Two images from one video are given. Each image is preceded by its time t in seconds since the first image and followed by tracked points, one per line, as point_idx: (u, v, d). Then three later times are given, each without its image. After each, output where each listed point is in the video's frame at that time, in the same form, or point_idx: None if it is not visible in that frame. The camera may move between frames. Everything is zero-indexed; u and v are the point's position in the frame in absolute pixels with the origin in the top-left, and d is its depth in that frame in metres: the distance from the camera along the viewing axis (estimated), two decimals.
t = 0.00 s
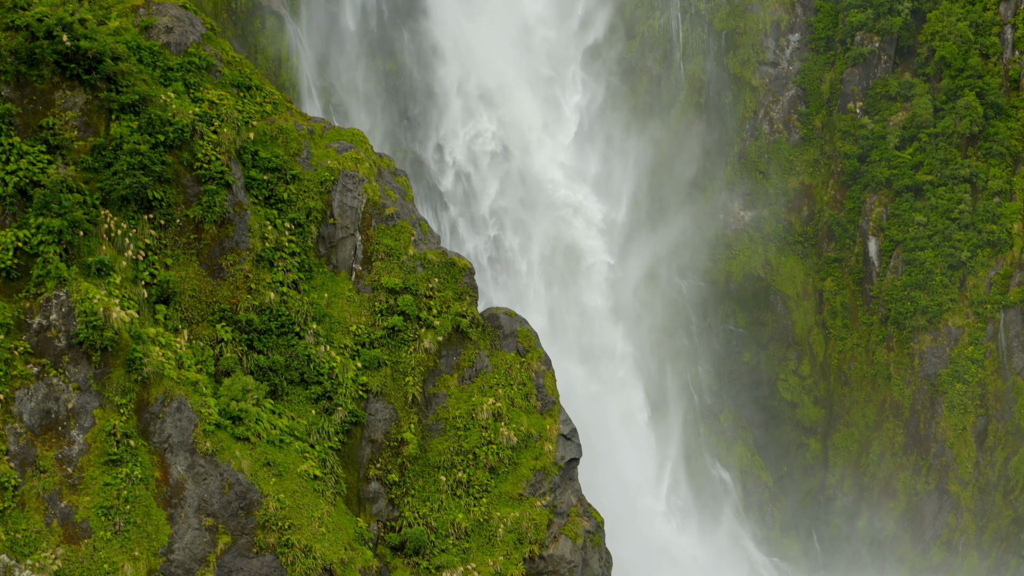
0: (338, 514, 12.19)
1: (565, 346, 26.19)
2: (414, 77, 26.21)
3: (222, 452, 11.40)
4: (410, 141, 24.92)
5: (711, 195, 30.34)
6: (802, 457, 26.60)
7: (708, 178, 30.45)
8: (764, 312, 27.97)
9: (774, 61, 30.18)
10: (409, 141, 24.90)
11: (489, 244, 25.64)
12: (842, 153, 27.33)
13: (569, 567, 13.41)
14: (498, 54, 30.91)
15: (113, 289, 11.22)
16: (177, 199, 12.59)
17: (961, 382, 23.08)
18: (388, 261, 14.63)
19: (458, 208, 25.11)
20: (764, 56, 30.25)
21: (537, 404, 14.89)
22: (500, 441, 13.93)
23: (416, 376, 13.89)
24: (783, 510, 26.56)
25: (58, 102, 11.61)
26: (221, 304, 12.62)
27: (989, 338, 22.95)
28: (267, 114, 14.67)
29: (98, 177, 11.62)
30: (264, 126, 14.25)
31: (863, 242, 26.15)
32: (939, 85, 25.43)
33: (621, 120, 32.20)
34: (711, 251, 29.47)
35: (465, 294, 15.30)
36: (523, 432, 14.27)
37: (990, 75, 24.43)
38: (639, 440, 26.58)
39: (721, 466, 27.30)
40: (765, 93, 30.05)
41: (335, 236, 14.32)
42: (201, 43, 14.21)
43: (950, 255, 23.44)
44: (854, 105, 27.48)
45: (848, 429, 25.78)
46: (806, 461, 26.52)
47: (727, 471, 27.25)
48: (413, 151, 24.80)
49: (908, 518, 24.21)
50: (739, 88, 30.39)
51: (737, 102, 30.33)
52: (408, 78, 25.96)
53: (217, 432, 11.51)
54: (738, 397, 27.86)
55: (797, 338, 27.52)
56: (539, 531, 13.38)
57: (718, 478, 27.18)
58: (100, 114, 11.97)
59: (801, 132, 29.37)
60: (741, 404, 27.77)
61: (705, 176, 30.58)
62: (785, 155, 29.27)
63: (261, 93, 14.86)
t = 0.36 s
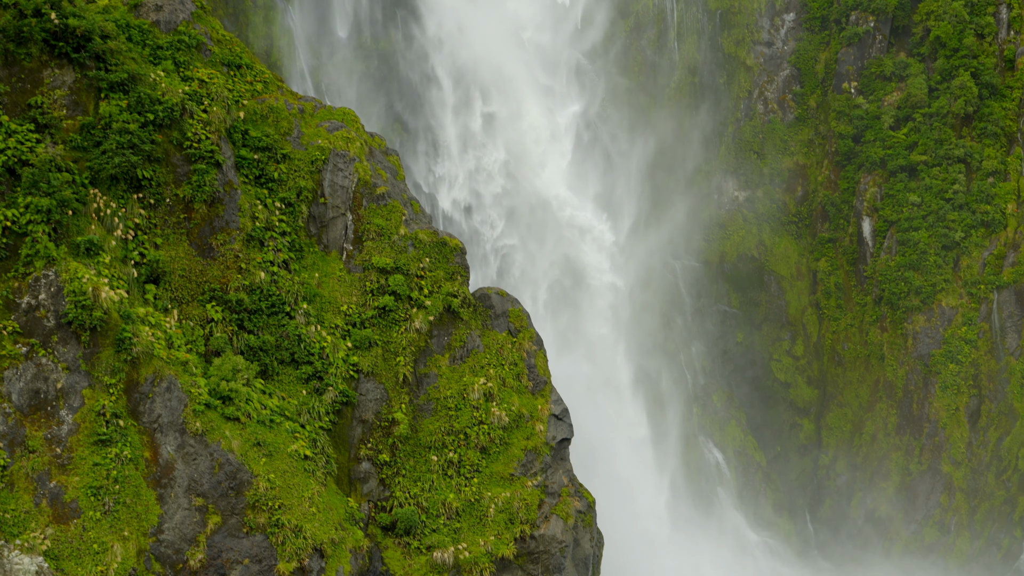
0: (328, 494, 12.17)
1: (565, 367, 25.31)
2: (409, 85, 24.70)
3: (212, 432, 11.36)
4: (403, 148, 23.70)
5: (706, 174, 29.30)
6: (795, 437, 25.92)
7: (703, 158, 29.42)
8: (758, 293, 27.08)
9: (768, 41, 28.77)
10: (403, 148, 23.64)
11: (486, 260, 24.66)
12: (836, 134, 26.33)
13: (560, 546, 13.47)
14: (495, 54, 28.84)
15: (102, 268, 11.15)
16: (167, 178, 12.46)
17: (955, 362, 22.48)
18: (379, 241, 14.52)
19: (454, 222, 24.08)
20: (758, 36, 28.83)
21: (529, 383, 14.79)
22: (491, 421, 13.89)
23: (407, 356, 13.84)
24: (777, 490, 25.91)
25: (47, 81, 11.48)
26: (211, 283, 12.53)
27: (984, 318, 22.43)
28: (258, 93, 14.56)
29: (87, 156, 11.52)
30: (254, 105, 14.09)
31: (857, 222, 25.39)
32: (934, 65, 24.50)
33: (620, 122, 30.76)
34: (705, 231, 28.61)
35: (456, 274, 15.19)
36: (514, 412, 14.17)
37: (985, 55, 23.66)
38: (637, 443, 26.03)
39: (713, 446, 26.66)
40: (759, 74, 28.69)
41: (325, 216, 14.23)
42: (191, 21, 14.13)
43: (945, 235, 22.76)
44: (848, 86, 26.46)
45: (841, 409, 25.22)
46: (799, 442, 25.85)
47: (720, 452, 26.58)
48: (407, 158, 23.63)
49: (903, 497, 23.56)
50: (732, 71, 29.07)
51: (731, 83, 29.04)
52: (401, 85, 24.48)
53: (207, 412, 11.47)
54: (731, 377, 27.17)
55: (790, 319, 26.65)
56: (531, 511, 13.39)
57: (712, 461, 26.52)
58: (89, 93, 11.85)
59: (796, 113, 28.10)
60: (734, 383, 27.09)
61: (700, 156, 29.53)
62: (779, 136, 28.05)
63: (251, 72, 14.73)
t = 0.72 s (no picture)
0: (319, 473, 12.14)
1: (567, 380, 24.52)
2: (403, 99, 24.22)
3: (202, 411, 11.26)
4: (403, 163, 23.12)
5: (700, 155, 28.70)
6: (789, 417, 25.71)
7: (698, 139, 28.83)
8: (753, 273, 26.59)
9: (763, 20, 28.10)
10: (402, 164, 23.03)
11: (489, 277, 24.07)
12: (831, 114, 25.83)
13: (551, 526, 13.45)
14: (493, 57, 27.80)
15: (91, 247, 11.07)
16: (156, 157, 12.37)
17: (948, 343, 21.96)
18: (370, 220, 14.42)
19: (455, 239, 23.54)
20: (753, 15, 28.15)
21: (520, 362, 14.76)
22: (482, 401, 13.82)
23: (398, 336, 13.79)
24: (770, 470, 25.75)
25: (35, 59, 11.36)
26: (201, 263, 12.45)
27: (977, 299, 21.95)
28: (248, 71, 14.36)
29: (75, 134, 11.40)
30: (244, 84, 13.94)
31: (851, 202, 24.84)
32: (929, 45, 23.89)
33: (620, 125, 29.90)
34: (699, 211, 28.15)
35: (447, 254, 15.01)
36: (505, 391, 14.12)
37: (980, 35, 23.09)
38: (634, 440, 25.54)
39: (706, 425, 26.39)
40: (754, 53, 28.06)
41: (316, 195, 14.11)
42: None
43: (939, 215, 22.20)
44: (843, 65, 25.92)
45: (835, 388, 24.83)
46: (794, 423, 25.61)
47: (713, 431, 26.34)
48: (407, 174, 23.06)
49: (896, 477, 23.00)
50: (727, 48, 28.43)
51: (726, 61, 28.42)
52: (392, 86, 24.17)
53: (197, 391, 11.38)
54: (725, 357, 26.74)
55: (784, 300, 26.29)
56: (522, 491, 13.35)
57: (704, 439, 26.26)
58: (77, 71, 11.69)
59: (790, 92, 27.64)
60: (727, 362, 26.71)
61: (695, 136, 28.95)
62: (773, 116, 27.52)
63: (242, 50, 14.54)
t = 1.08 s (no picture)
0: (309, 453, 12.07)
1: (568, 381, 24.05)
2: (397, 109, 24.40)
3: (192, 390, 11.19)
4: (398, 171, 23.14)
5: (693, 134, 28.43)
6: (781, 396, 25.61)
7: (692, 117, 28.48)
8: (745, 253, 26.53)
9: None
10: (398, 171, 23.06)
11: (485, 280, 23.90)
12: (825, 94, 25.50)
13: (542, 505, 13.40)
14: (491, 59, 27.57)
15: (80, 226, 11.01)
16: (146, 135, 12.27)
17: (941, 322, 21.81)
18: (360, 199, 14.33)
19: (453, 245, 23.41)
20: None
21: (512, 342, 14.69)
22: (473, 379, 13.75)
23: (389, 315, 13.72)
24: (764, 450, 25.65)
25: (23, 36, 11.27)
26: (190, 242, 12.35)
27: (970, 278, 21.87)
28: (238, 49, 14.16)
29: (64, 113, 11.32)
30: (234, 62, 13.77)
31: (845, 181, 24.59)
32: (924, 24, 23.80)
33: (622, 118, 29.23)
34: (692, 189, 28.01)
35: (439, 233, 14.86)
36: (496, 370, 14.06)
37: (976, 13, 22.94)
38: (630, 426, 25.14)
39: (699, 405, 26.20)
40: (749, 32, 27.77)
41: (306, 173, 14.00)
42: None
43: (932, 195, 22.20)
44: (839, 44, 25.74)
45: (828, 368, 24.58)
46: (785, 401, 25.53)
47: (706, 409, 26.16)
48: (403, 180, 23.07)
49: (888, 456, 22.56)
50: (722, 26, 27.99)
51: (721, 40, 28.03)
52: (385, 93, 24.46)
53: (186, 370, 11.30)
54: (718, 336, 26.60)
55: (778, 279, 26.15)
56: (513, 470, 13.26)
57: (698, 419, 26.05)
58: (67, 49, 11.60)
59: (785, 72, 27.31)
60: (719, 341, 26.59)
61: (688, 115, 28.62)
62: (766, 95, 27.17)
63: (232, 27, 14.31)
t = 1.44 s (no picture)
0: (299, 433, 12.02)
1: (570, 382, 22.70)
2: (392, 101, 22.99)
3: (182, 369, 11.10)
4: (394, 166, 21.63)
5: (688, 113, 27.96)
6: (773, 377, 25.38)
7: (687, 97, 28.10)
8: (739, 233, 26.22)
9: None
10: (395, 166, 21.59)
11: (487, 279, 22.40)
12: (820, 73, 25.48)
13: (533, 485, 13.45)
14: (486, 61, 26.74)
15: (69, 204, 10.97)
16: (135, 114, 12.12)
17: (934, 303, 21.90)
18: (351, 178, 14.27)
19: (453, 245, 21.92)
20: None
21: (503, 322, 14.63)
22: (464, 359, 13.74)
23: (380, 295, 13.66)
24: (760, 430, 25.30)
25: (11, 13, 11.28)
26: (180, 221, 12.26)
27: (965, 259, 21.86)
28: (228, 27, 14.08)
29: (53, 91, 11.31)
30: (224, 39, 13.72)
31: (839, 161, 24.65)
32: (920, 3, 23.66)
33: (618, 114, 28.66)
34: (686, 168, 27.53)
35: (430, 212, 14.78)
36: (487, 350, 14.05)
37: None
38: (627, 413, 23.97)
39: (693, 386, 25.44)
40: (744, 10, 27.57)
41: (297, 152, 13.96)
42: None
43: (928, 174, 22.21)
44: (834, 24, 25.61)
45: (823, 348, 24.60)
46: (777, 381, 25.28)
47: (700, 391, 25.45)
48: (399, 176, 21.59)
49: (881, 437, 22.51)
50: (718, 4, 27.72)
51: (716, 19, 27.73)
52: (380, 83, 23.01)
53: (176, 349, 11.21)
54: (712, 316, 26.14)
55: (772, 259, 25.95)
56: (503, 450, 13.30)
57: (691, 399, 25.27)
58: (55, 26, 11.54)
59: (780, 51, 27.24)
60: (714, 322, 26.09)
61: (683, 95, 28.22)
62: (762, 73, 27.11)
63: (221, 5, 14.22)
